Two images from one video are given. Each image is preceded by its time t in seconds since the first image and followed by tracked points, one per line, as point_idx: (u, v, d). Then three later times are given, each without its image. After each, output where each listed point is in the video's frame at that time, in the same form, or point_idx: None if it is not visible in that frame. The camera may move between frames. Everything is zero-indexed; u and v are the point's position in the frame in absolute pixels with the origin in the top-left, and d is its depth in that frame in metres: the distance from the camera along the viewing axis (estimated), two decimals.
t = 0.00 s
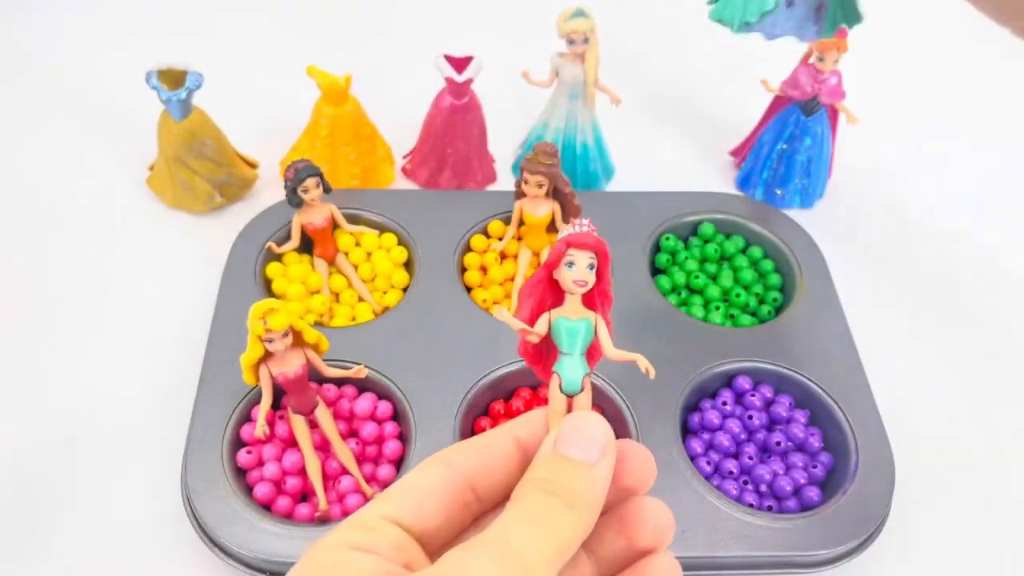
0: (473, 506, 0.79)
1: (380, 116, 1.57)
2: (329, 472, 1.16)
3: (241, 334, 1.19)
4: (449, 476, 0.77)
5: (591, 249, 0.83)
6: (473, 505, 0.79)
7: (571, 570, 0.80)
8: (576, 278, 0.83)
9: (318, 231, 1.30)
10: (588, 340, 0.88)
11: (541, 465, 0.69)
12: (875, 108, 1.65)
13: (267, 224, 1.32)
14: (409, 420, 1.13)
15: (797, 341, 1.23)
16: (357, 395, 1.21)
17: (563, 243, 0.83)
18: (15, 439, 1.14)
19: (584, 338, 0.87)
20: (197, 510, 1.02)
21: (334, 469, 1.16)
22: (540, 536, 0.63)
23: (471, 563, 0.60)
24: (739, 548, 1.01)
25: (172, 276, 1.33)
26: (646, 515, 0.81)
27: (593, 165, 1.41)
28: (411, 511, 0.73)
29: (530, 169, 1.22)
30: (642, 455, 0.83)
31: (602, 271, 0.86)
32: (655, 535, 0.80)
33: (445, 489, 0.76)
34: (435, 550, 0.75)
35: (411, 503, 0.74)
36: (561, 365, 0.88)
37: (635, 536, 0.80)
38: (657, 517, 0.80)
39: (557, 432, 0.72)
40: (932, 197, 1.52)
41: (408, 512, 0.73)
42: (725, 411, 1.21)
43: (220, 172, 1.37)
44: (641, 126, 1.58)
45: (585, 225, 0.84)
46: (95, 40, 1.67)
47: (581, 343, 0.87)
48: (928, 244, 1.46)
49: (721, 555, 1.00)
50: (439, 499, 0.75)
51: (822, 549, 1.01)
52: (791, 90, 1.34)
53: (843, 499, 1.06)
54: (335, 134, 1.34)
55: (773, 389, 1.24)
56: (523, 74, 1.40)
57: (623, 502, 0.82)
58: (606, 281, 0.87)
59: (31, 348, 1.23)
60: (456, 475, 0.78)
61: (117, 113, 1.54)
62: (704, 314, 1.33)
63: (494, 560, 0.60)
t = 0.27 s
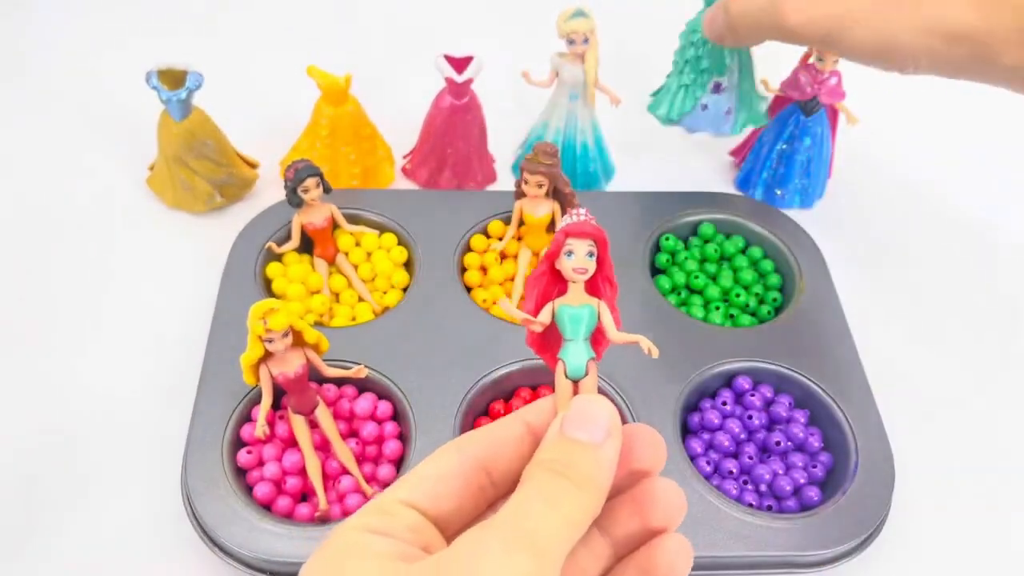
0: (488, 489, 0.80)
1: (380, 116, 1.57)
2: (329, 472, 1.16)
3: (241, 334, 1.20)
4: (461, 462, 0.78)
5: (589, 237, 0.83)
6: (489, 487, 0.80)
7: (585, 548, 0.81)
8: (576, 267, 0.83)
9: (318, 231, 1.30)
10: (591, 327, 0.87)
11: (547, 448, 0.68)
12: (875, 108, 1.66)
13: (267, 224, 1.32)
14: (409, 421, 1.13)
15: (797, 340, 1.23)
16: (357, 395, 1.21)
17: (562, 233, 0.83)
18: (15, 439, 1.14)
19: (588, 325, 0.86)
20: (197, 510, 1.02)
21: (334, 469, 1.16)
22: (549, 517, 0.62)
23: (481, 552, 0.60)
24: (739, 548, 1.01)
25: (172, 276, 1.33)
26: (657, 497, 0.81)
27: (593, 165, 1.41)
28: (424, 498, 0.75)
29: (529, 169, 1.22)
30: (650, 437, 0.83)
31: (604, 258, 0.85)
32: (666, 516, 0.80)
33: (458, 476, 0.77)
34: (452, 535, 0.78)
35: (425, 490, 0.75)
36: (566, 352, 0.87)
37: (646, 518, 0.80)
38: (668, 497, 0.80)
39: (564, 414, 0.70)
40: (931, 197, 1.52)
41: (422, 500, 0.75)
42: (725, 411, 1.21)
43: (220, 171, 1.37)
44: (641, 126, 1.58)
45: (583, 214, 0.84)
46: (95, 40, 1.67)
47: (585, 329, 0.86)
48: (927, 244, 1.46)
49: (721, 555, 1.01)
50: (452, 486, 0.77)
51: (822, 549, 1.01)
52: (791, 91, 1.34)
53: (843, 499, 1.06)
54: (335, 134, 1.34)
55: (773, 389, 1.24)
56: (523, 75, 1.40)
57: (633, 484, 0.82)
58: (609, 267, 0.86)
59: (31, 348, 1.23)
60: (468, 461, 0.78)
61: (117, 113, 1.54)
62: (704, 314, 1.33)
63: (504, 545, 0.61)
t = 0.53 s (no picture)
0: (470, 479, 0.79)
1: (380, 116, 1.57)
2: (329, 472, 1.16)
3: (241, 333, 1.20)
4: (441, 452, 0.77)
5: (573, 227, 0.84)
6: (472, 477, 0.79)
7: (567, 537, 0.81)
8: (559, 257, 0.84)
9: (319, 231, 1.30)
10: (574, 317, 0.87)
11: (529, 434, 0.68)
12: (875, 108, 1.66)
13: (267, 224, 1.32)
14: (410, 421, 1.14)
15: (797, 340, 1.23)
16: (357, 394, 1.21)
17: (545, 225, 0.84)
18: (15, 440, 1.14)
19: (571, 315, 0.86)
20: (198, 510, 1.02)
21: (334, 469, 1.16)
22: (533, 499, 0.63)
23: (461, 536, 0.60)
24: (739, 548, 1.01)
25: (172, 276, 1.33)
26: (637, 486, 0.81)
27: (593, 165, 1.41)
28: (405, 486, 0.74)
29: (530, 170, 1.22)
30: (635, 428, 0.84)
31: (587, 248, 0.86)
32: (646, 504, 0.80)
33: (438, 465, 0.77)
34: (435, 525, 0.77)
35: (404, 481, 0.75)
36: (550, 341, 0.86)
37: (626, 505, 0.80)
38: (649, 486, 0.80)
39: (546, 403, 0.70)
40: (931, 197, 1.53)
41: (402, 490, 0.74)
42: (725, 411, 1.21)
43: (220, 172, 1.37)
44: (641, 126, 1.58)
45: (567, 208, 0.85)
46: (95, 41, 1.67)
47: (569, 318, 0.86)
48: (927, 243, 1.46)
49: (721, 555, 1.01)
50: (432, 474, 0.76)
51: (822, 549, 1.01)
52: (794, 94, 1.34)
53: (842, 500, 1.06)
54: (335, 133, 1.34)
55: (773, 388, 1.24)
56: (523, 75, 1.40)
57: (615, 473, 0.83)
58: (592, 257, 0.87)
59: (31, 349, 1.23)
60: (448, 450, 0.77)
61: (118, 113, 1.54)
62: (704, 313, 1.33)
63: (487, 527, 0.61)
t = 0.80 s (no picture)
0: (468, 481, 0.79)
1: (380, 116, 1.57)
2: (329, 472, 1.16)
3: (242, 333, 1.20)
4: (438, 453, 0.77)
5: (573, 230, 0.83)
6: (469, 479, 0.79)
7: (564, 539, 0.80)
8: (558, 260, 0.84)
9: (319, 231, 1.30)
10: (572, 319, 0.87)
11: (527, 435, 0.68)
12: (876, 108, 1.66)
13: (267, 224, 1.32)
14: (410, 421, 1.14)
15: (797, 340, 1.23)
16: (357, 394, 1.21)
17: (546, 226, 0.84)
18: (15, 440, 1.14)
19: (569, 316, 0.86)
20: (198, 509, 1.02)
21: (334, 469, 1.16)
22: (531, 500, 0.63)
23: (457, 538, 0.61)
24: (739, 548, 1.01)
25: (172, 276, 1.33)
26: (634, 488, 0.81)
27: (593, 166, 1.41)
28: (402, 488, 0.75)
29: (529, 170, 1.22)
30: (631, 433, 0.84)
31: (586, 251, 0.85)
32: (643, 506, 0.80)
33: (435, 467, 0.77)
34: (432, 526, 0.77)
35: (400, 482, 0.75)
36: (547, 343, 0.87)
37: (623, 507, 0.80)
38: (646, 489, 0.80)
39: (545, 404, 0.70)
40: (931, 197, 1.53)
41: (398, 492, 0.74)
42: (724, 411, 1.21)
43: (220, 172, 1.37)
44: (641, 126, 1.58)
45: (567, 210, 0.85)
46: (95, 40, 1.67)
47: (567, 321, 0.86)
48: (927, 243, 1.46)
49: (721, 555, 1.01)
50: (429, 476, 0.76)
51: (822, 549, 1.01)
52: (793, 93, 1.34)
53: (842, 500, 1.06)
54: (335, 133, 1.34)
55: (773, 388, 1.24)
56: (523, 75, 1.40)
57: (611, 476, 0.83)
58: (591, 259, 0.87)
59: (31, 349, 1.23)
60: (446, 452, 0.77)
61: (118, 113, 1.54)
62: (704, 314, 1.33)
63: (484, 528, 0.61)
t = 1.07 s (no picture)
0: (478, 464, 0.80)
1: (380, 116, 1.57)
2: (329, 472, 1.16)
3: (242, 333, 1.20)
4: (451, 436, 0.78)
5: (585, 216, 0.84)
6: (479, 462, 0.80)
7: (573, 525, 0.81)
8: (569, 246, 0.84)
9: (318, 231, 1.30)
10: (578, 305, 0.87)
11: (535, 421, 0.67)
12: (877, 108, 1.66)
13: (267, 224, 1.32)
14: (410, 421, 1.14)
15: (797, 340, 1.23)
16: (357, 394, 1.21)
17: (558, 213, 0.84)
18: (14, 440, 1.14)
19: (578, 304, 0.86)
20: (198, 510, 1.02)
21: (334, 469, 1.16)
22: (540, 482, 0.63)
23: (464, 522, 0.60)
24: (738, 548, 1.01)
25: (172, 276, 1.33)
26: (643, 473, 0.81)
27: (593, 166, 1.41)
28: (414, 470, 0.75)
29: (529, 170, 1.22)
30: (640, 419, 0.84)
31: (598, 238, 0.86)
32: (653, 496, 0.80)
33: (446, 451, 0.77)
34: (441, 509, 0.77)
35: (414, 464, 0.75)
36: (557, 330, 0.86)
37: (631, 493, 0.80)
38: (655, 476, 0.80)
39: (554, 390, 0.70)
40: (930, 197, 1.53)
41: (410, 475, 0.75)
42: (724, 411, 1.21)
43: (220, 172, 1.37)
44: (641, 126, 1.58)
45: (579, 196, 0.85)
46: (95, 41, 1.67)
47: (577, 307, 0.86)
48: (927, 243, 1.46)
49: (721, 555, 1.01)
50: (441, 459, 0.77)
51: (821, 549, 1.01)
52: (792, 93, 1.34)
53: (842, 500, 1.06)
54: (335, 133, 1.34)
55: (773, 389, 1.24)
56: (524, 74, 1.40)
57: (621, 462, 0.83)
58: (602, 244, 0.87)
59: (30, 349, 1.23)
60: (458, 435, 0.78)
61: (118, 113, 1.54)
62: (705, 314, 1.33)
63: (491, 514, 0.60)
